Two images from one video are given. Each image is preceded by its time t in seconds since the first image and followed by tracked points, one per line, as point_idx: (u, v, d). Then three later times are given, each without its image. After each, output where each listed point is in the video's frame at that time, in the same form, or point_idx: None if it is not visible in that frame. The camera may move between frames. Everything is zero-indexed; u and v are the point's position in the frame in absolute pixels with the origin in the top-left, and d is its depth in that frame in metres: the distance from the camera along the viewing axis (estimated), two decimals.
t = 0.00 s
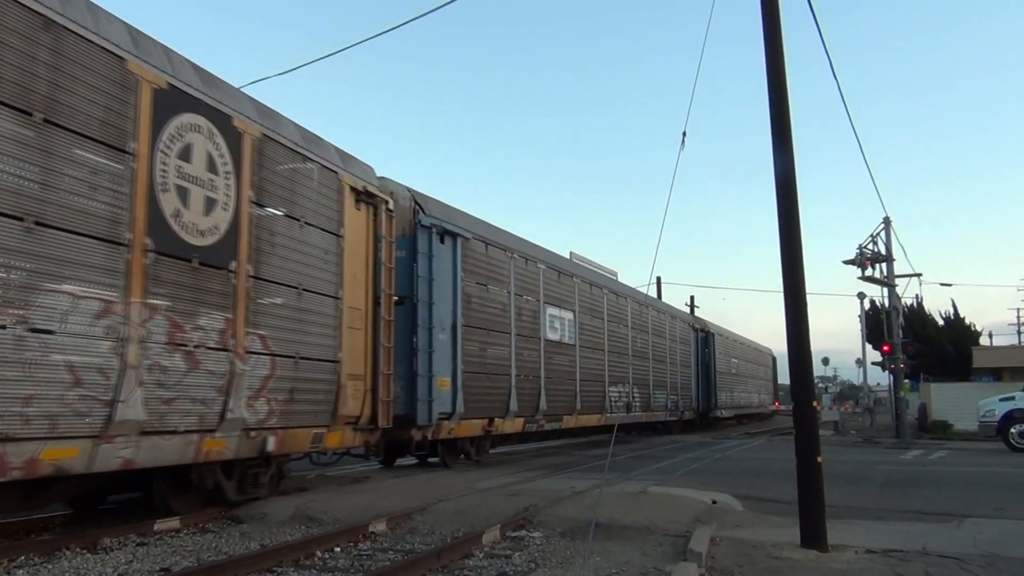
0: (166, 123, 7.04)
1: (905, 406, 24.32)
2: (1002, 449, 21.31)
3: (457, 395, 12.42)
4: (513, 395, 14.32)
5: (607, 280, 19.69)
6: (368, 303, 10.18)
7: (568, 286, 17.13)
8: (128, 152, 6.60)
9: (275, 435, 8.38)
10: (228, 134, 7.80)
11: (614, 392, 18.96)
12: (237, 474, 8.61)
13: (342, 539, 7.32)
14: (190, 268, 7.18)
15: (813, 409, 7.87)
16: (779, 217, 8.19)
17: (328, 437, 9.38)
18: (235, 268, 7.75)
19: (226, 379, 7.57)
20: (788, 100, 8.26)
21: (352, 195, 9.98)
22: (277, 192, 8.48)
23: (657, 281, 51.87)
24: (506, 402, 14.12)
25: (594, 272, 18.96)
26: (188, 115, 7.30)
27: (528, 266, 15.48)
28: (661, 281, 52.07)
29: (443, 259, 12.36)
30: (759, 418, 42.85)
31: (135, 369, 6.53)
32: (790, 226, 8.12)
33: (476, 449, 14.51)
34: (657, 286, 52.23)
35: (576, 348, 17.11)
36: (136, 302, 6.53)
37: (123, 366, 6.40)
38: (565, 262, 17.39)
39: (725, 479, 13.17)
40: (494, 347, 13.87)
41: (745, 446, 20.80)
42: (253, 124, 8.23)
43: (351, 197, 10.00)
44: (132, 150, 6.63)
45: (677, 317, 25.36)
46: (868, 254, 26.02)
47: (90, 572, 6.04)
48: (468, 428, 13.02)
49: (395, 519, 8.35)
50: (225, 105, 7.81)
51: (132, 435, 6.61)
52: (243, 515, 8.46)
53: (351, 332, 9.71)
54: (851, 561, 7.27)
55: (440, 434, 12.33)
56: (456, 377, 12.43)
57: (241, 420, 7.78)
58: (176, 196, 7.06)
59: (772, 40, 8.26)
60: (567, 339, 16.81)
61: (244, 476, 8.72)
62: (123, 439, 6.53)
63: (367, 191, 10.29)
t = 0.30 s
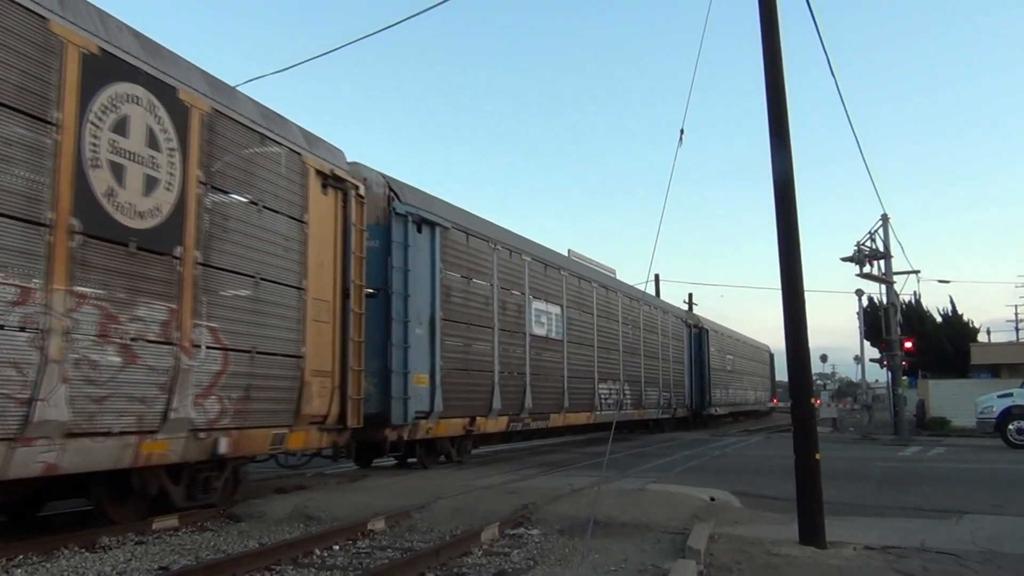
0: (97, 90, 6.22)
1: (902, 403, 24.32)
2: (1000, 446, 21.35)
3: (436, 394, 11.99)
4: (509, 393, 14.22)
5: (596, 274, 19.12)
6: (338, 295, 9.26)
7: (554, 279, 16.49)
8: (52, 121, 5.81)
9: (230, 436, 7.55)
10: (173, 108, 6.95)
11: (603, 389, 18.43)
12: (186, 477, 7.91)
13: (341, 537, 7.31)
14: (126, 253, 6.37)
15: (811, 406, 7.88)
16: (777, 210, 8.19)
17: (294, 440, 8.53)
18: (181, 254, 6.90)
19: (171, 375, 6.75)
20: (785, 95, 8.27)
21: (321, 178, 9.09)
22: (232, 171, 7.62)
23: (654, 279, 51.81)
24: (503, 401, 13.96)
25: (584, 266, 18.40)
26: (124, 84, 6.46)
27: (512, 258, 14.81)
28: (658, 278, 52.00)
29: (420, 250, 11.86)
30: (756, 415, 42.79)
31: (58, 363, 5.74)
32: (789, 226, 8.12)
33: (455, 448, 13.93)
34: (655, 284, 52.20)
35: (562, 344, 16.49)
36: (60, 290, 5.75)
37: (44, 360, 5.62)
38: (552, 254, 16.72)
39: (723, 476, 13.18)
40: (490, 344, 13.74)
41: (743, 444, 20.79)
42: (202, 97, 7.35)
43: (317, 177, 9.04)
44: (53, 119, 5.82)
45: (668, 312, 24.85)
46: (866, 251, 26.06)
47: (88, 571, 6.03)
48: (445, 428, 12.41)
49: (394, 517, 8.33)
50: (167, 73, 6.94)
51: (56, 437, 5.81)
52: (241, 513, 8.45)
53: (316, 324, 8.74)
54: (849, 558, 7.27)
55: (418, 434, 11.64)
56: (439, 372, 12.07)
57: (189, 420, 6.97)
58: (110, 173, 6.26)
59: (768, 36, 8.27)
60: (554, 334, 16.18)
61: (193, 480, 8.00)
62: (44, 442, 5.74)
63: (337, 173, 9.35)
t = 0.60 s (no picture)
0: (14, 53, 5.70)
1: (900, 400, 24.36)
2: (997, 442, 21.39)
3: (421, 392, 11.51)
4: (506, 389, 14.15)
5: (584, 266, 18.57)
6: (300, 284, 8.75)
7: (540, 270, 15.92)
8: None
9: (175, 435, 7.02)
10: (108, 77, 6.45)
11: (593, 385, 17.97)
12: (126, 482, 7.32)
13: (339, 534, 7.31)
14: (50, 233, 5.86)
15: (808, 402, 7.89)
16: (774, 213, 8.18)
17: (250, 440, 8.01)
18: (114, 235, 6.37)
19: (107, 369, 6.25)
20: (784, 100, 8.25)
21: (280, 159, 8.58)
22: (176, 148, 7.11)
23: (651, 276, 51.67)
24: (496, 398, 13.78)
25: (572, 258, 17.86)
26: (46, 48, 5.95)
27: (496, 249, 14.21)
28: (656, 275, 51.94)
29: (396, 238, 11.13)
30: (752, 412, 42.73)
31: None
32: (788, 243, 8.09)
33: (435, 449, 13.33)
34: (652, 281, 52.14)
35: (549, 338, 15.96)
36: None
37: None
38: (538, 244, 16.11)
39: (721, 472, 13.19)
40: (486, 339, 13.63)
41: (740, 440, 20.79)
42: (142, 66, 6.86)
43: (277, 159, 8.53)
44: None
45: (660, 306, 24.38)
46: (863, 247, 26.07)
47: (86, 568, 6.03)
48: (424, 429, 11.77)
49: (392, 514, 8.33)
50: (97, 39, 6.43)
51: None
52: (239, 511, 8.45)
53: (277, 316, 8.25)
54: (846, 554, 7.28)
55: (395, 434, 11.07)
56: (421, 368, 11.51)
57: (123, 418, 6.46)
58: (27, 145, 5.74)
59: (767, 39, 8.26)
60: (540, 329, 15.63)
61: (134, 484, 7.41)
62: None
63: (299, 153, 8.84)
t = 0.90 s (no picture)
0: None
1: (901, 399, 24.35)
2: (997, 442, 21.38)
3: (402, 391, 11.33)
4: (494, 387, 13.81)
5: (575, 261, 18.22)
6: (263, 273, 8.39)
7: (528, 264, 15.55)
8: None
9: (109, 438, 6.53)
10: (35, 43, 5.99)
11: (583, 383, 17.68)
12: (57, 489, 6.71)
13: (339, 532, 7.30)
14: None
15: (809, 401, 7.88)
16: (776, 215, 8.18)
17: (200, 443, 7.62)
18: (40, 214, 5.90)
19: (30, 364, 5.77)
20: (784, 100, 8.25)
21: (239, 139, 8.19)
22: (117, 123, 6.67)
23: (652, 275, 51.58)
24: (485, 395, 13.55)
25: (562, 253, 17.50)
26: None
27: (480, 241, 13.84)
28: (656, 274, 51.83)
29: (371, 228, 10.87)
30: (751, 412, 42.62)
31: None
32: (789, 243, 8.08)
33: (415, 451, 12.92)
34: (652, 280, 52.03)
35: (537, 333, 15.60)
36: None
37: None
38: (525, 237, 15.74)
39: (721, 471, 13.21)
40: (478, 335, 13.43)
41: (741, 440, 20.76)
42: (76, 30, 6.39)
43: (237, 139, 8.16)
44: None
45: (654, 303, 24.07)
46: (864, 246, 26.05)
47: (86, 567, 6.02)
48: (402, 428, 11.44)
49: (393, 513, 8.32)
50: None
51: None
52: (239, 509, 8.45)
53: (236, 307, 7.89)
54: (847, 554, 7.27)
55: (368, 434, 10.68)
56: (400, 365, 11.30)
57: (49, 419, 5.98)
58: None
59: (767, 37, 8.25)
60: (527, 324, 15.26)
61: (66, 490, 6.78)
62: None
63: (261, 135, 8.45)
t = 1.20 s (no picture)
0: None
1: (899, 399, 24.35)
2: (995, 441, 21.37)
3: (382, 391, 10.63)
4: (478, 387, 13.05)
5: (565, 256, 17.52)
6: (216, 264, 7.67)
7: (512, 258, 14.76)
8: None
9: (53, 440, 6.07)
10: None
11: (572, 384, 17.05)
12: None
13: (338, 533, 7.30)
14: None
15: (807, 401, 7.89)
16: (774, 219, 8.18)
17: (140, 446, 6.91)
18: None
19: None
20: (783, 105, 8.24)
21: (189, 118, 7.49)
22: (43, 94, 6.03)
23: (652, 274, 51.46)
24: (468, 395, 12.79)
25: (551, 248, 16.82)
26: None
27: (462, 233, 12.99)
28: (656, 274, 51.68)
29: (343, 217, 9.94)
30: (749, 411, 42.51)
31: None
32: (788, 249, 8.08)
33: (390, 456, 12.05)
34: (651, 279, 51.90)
35: (523, 331, 14.84)
36: None
37: None
38: (511, 230, 14.91)
39: (720, 471, 13.23)
40: (463, 332, 12.75)
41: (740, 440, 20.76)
42: None
43: (186, 117, 7.46)
44: None
45: (646, 301, 23.35)
46: (862, 246, 26.04)
47: (84, 567, 6.02)
48: (376, 432, 10.59)
49: (391, 513, 8.32)
50: None
51: None
52: (238, 509, 8.46)
53: (185, 300, 7.23)
54: (845, 553, 7.26)
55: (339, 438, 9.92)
56: (376, 365, 10.48)
57: None
58: None
59: (767, 39, 8.25)
60: (512, 322, 14.47)
61: None
62: None
63: (215, 112, 7.74)
